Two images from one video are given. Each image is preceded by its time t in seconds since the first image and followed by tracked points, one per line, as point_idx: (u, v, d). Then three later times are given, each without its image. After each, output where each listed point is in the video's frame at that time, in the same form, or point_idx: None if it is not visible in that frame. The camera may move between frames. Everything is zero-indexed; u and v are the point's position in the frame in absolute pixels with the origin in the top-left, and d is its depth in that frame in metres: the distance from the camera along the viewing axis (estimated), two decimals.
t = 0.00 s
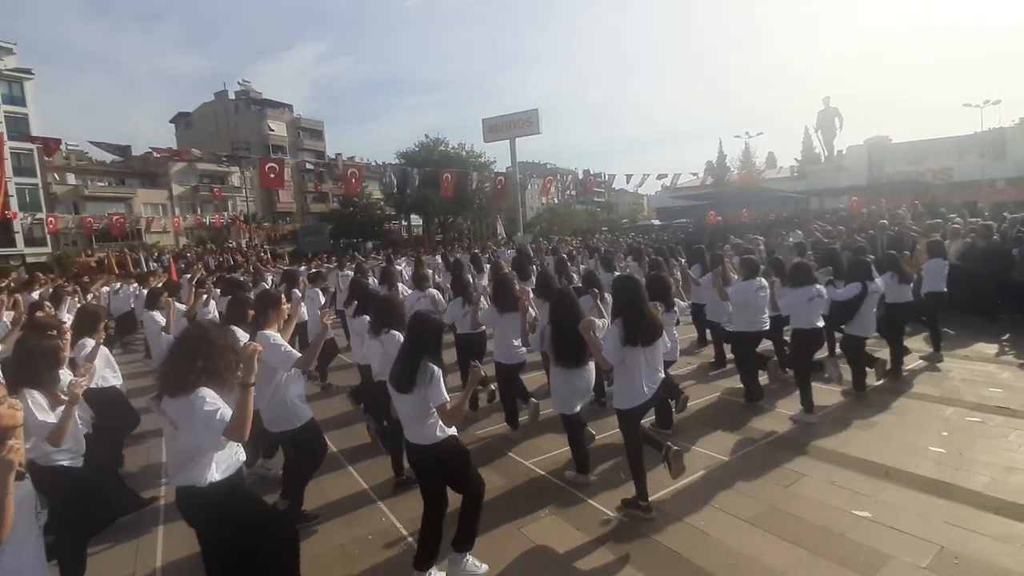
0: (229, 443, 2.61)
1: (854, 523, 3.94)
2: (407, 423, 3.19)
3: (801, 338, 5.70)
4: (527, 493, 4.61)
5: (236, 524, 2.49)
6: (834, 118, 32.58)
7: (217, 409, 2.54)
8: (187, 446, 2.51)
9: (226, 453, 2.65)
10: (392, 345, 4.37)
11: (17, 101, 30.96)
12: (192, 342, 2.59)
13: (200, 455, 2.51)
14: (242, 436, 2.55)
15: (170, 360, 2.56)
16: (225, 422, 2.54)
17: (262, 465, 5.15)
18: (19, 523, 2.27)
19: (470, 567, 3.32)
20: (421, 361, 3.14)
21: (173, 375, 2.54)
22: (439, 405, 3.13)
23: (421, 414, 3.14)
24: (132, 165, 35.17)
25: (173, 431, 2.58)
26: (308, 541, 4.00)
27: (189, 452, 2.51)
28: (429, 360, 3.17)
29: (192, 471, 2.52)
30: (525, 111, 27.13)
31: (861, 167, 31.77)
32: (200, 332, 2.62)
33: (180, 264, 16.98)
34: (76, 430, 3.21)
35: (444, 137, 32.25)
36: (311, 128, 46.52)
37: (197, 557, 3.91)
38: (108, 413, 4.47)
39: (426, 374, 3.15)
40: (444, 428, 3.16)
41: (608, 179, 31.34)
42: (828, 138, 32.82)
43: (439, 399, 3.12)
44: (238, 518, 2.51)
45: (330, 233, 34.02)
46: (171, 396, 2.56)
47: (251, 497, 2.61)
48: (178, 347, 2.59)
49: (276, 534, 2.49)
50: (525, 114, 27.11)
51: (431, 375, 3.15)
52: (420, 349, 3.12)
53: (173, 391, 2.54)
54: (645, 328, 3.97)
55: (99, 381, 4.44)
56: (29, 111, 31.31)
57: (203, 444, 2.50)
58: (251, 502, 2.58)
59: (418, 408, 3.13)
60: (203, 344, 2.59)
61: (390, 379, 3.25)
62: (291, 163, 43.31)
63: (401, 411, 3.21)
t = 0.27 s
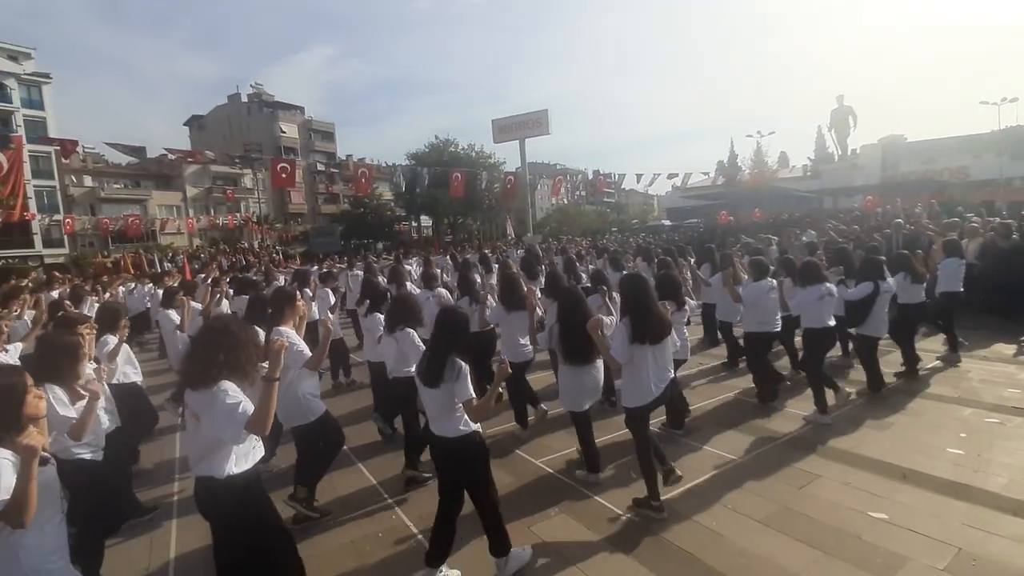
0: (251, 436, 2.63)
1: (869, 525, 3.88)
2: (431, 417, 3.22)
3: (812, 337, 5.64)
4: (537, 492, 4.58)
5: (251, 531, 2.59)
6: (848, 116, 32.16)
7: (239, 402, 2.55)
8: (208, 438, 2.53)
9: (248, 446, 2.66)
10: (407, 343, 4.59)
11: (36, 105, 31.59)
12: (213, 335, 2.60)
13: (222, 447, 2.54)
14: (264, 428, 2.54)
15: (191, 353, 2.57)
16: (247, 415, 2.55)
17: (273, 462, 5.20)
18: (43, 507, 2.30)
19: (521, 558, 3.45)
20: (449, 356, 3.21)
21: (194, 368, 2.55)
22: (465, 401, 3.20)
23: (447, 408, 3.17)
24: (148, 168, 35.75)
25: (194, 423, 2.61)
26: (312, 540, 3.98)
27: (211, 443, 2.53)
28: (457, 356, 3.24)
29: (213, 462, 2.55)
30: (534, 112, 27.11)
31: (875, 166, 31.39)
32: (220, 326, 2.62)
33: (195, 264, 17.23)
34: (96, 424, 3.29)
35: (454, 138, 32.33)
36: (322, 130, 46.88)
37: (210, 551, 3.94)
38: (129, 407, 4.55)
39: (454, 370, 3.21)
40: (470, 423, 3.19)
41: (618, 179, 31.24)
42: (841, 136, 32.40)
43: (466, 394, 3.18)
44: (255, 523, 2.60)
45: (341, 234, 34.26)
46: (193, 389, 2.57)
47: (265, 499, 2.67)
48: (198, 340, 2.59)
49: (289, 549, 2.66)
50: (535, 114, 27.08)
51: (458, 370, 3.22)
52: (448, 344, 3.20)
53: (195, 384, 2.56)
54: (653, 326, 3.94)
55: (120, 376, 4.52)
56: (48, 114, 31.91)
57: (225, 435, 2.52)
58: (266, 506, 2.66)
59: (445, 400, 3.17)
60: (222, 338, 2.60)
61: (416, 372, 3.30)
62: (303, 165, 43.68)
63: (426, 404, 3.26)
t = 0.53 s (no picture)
0: (283, 428, 2.66)
1: (885, 525, 3.82)
2: (464, 411, 3.28)
3: (824, 336, 5.58)
4: (548, 490, 4.55)
5: (285, 526, 2.64)
6: (864, 113, 31.69)
7: (271, 395, 2.59)
8: (242, 432, 2.57)
9: (281, 438, 2.69)
10: (421, 340, 4.59)
11: (56, 108, 32.21)
12: (242, 331, 2.60)
13: (256, 440, 2.58)
14: (296, 422, 2.59)
15: (223, 350, 2.59)
16: (279, 408, 2.59)
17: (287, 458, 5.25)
18: (67, 498, 2.29)
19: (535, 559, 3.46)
20: (482, 352, 3.24)
21: (226, 362, 2.57)
22: (499, 397, 3.20)
23: (480, 404, 3.22)
24: (163, 169, 36.31)
25: (228, 417, 2.64)
26: (330, 537, 3.99)
27: (246, 435, 2.57)
28: (490, 352, 3.27)
29: (248, 453, 2.59)
30: (545, 112, 27.06)
31: (892, 163, 30.89)
32: (250, 320, 2.62)
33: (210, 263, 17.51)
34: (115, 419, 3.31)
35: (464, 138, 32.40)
36: (334, 130, 47.23)
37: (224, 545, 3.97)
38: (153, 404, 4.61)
39: (488, 365, 3.24)
40: (503, 417, 3.23)
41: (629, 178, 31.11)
42: (857, 134, 31.94)
43: (500, 391, 3.20)
44: (287, 517, 2.65)
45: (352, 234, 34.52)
46: (225, 383, 2.59)
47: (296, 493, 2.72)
48: (227, 335, 2.59)
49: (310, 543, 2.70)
50: (545, 114, 27.03)
51: (493, 366, 3.24)
52: (481, 340, 3.23)
53: (228, 377, 2.58)
54: (662, 324, 3.93)
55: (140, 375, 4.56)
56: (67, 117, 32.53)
57: (258, 429, 2.56)
58: (297, 500, 2.71)
59: (478, 397, 3.21)
60: (250, 332, 2.60)
61: (450, 369, 3.35)
62: (315, 166, 44.06)
63: (459, 398, 3.31)
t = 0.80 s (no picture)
0: (316, 421, 2.70)
1: (905, 527, 3.75)
2: (492, 404, 3.32)
3: (840, 333, 5.50)
4: (560, 489, 4.53)
5: (317, 510, 2.63)
6: (881, 111, 31.17)
7: (306, 389, 2.62)
8: (277, 424, 2.59)
9: (312, 431, 2.73)
10: (438, 337, 4.63)
11: (76, 111, 32.82)
12: (274, 324, 2.64)
13: (290, 433, 2.61)
14: (332, 414, 2.62)
15: (256, 343, 2.62)
16: (315, 402, 2.61)
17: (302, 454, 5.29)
18: (93, 486, 2.35)
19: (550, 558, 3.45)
20: (511, 348, 3.25)
21: (260, 358, 2.60)
22: (528, 392, 3.24)
23: (508, 399, 3.25)
24: (180, 170, 36.85)
25: (262, 411, 2.66)
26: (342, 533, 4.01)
27: (280, 429, 2.59)
28: (519, 347, 3.28)
29: (281, 446, 2.61)
30: (557, 111, 26.96)
31: (910, 161, 30.40)
32: (282, 315, 2.67)
33: (225, 263, 17.74)
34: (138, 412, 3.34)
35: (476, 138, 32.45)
36: (346, 131, 47.58)
37: (239, 538, 4.00)
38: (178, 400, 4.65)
39: (516, 361, 3.26)
40: (531, 413, 3.25)
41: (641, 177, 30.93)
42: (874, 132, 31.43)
43: (529, 386, 3.23)
44: (318, 502, 2.64)
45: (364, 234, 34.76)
46: (258, 376, 2.62)
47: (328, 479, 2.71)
48: (259, 329, 2.63)
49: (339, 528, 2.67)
50: (557, 113, 26.94)
51: (522, 363, 3.26)
52: (509, 337, 3.24)
53: (260, 371, 2.61)
54: (671, 322, 3.90)
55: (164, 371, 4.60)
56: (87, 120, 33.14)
57: (293, 421, 2.58)
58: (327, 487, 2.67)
59: (506, 393, 3.24)
60: (280, 326, 2.64)
61: (478, 363, 3.39)
62: (328, 166, 44.43)
63: (487, 391, 3.35)
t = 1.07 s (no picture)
0: (344, 415, 2.71)
1: (927, 530, 3.66)
2: (512, 401, 3.31)
3: (855, 332, 5.43)
4: (574, 488, 4.49)
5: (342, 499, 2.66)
6: (903, 107, 30.52)
7: (335, 383, 2.63)
8: (306, 417, 2.61)
9: (336, 425, 2.75)
10: (456, 334, 4.62)
11: (98, 114, 33.55)
12: (302, 318, 2.68)
13: (318, 425, 2.62)
14: (361, 408, 2.62)
15: (286, 337, 2.65)
16: (344, 396, 2.62)
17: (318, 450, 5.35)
18: (120, 477, 2.39)
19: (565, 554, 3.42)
20: (532, 343, 3.24)
21: (289, 350, 2.63)
22: (549, 389, 3.20)
23: (528, 395, 3.24)
24: (199, 172, 37.49)
25: (290, 403, 2.68)
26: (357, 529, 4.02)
27: (307, 420, 2.61)
28: (541, 342, 3.26)
29: (306, 437, 2.62)
30: (571, 111, 26.85)
31: (932, 159, 29.76)
32: (311, 310, 2.72)
33: (243, 263, 18.02)
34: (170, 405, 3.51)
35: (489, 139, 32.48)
36: (361, 133, 47.99)
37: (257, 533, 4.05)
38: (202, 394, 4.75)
39: (537, 356, 3.24)
40: (551, 409, 3.25)
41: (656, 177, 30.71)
42: (895, 129, 30.80)
43: (550, 381, 3.19)
44: (343, 491, 2.66)
45: (379, 234, 35.03)
46: (287, 368, 2.65)
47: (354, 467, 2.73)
48: (288, 323, 2.67)
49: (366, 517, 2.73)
50: (571, 113, 26.84)
51: (544, 358, 3.23)
52: (530, 332, 3.24)
53: (289, 363, 2.64)
54: (681, 315, 3.93)
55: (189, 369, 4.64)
56: (109, 123, 33.88)
57: (322, 414, 2.60)
58: (354, 477, 2.70)
59: (526, 388, 3.23)
60: (307, 320, 2.68)
61: (500, 358, 3.38)
62: (343, 167, 44.87)
63: (508, 387, 3.34)
